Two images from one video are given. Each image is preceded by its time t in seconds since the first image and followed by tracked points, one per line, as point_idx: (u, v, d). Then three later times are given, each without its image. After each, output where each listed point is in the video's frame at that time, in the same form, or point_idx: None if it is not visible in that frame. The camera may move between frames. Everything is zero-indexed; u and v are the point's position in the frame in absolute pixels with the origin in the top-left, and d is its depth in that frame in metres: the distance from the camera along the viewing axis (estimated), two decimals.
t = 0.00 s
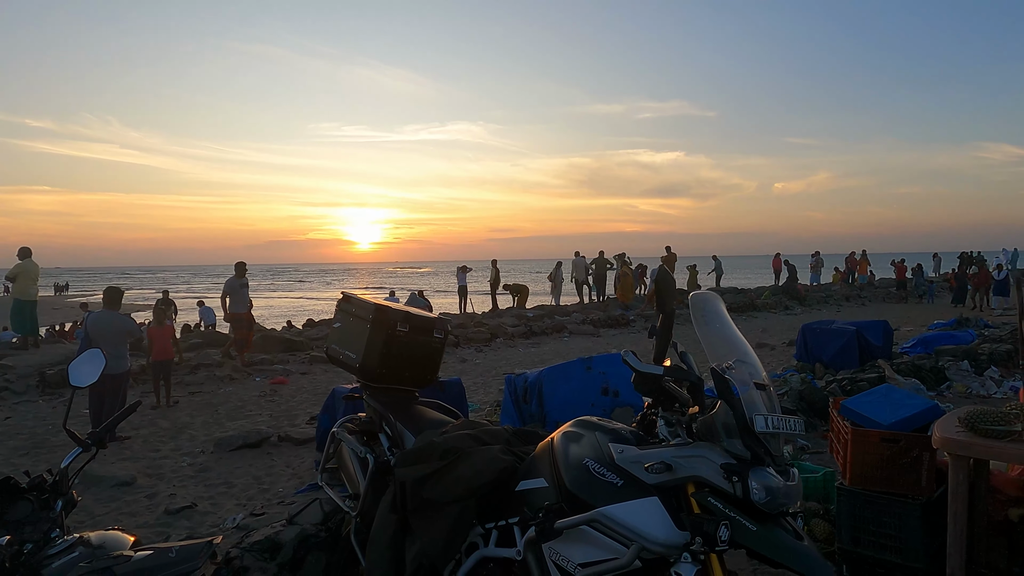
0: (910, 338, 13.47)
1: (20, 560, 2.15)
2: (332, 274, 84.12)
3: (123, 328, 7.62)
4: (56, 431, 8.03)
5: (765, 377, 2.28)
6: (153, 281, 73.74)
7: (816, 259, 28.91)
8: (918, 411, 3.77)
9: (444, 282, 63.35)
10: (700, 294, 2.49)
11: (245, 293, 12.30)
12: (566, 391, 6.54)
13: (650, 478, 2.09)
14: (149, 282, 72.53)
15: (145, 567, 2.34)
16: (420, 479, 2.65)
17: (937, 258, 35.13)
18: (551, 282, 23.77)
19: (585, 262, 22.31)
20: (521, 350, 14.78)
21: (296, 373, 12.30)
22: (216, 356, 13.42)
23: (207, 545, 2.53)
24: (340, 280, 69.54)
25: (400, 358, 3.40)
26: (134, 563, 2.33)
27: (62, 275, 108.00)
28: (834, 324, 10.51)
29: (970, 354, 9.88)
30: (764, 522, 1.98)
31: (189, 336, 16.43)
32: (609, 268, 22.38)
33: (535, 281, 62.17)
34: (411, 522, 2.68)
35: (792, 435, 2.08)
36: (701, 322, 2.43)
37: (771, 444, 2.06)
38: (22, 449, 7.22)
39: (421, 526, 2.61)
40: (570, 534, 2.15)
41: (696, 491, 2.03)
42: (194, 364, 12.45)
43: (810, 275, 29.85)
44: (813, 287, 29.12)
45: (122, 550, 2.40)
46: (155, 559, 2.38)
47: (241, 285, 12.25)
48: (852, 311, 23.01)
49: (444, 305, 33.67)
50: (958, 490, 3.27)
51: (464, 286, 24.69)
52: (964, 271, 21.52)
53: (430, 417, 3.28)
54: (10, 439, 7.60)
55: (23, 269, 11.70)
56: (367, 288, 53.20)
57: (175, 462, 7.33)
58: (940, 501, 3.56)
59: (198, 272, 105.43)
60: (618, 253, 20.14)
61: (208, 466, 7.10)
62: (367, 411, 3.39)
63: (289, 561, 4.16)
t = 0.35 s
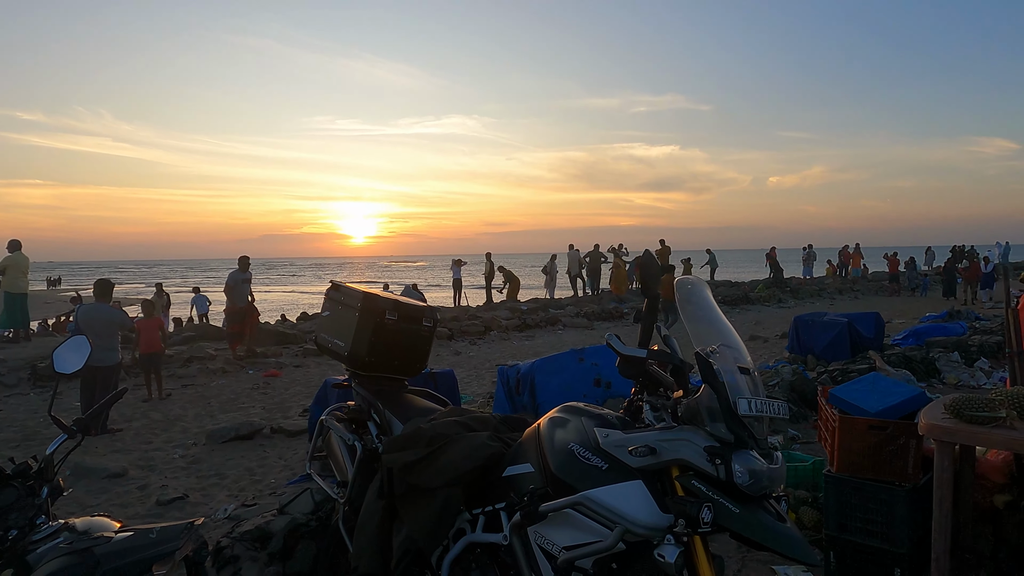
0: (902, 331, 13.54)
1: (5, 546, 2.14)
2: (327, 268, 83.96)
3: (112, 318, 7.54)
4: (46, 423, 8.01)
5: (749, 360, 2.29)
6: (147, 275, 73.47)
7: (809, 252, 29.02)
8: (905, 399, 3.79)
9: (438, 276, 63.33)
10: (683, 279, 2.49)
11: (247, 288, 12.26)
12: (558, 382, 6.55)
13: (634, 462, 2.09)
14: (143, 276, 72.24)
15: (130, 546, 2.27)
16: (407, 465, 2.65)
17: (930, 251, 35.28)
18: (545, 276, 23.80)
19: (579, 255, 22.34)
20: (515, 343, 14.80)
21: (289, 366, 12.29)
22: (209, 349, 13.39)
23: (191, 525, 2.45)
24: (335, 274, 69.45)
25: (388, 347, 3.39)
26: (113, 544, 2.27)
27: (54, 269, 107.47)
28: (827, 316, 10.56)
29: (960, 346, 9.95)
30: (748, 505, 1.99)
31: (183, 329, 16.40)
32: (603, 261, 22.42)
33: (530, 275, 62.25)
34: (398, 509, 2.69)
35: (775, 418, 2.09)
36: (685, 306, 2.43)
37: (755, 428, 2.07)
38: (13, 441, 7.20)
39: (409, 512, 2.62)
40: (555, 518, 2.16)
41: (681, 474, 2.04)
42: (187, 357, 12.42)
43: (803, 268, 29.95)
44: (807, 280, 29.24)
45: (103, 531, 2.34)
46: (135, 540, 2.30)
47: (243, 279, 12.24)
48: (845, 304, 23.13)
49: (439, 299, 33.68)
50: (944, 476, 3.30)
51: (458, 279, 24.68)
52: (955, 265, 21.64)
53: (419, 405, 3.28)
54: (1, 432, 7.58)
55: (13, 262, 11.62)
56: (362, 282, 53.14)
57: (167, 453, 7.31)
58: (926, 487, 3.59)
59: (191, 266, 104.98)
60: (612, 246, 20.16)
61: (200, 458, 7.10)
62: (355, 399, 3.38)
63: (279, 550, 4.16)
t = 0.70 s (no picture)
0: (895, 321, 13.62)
1: None
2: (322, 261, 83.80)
3: (103, 310, 7.51)
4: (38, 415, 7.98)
5: (734, 343, 2.30)
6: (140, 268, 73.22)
7: (803, 245, 29.11)
8: (892, 385, 3.81)
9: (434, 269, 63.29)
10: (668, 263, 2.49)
11: (253, 280, 12.24)
12: (551, 372, 6.56)
13: (618, 444, 2.10)
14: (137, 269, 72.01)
15: (105, 526, 2.23)
16: (394, 450, 2.65)
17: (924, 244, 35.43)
18: (540, 268, 23.81)
19: (574, 247, 22.36)
20: (509, 335, 14.83)
21: (283, 358, 12.28)
22: (202, 341, 13.36)
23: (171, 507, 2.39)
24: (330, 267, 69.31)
25: (377, 334, 3.38)
26: (91, 523, 2.22)
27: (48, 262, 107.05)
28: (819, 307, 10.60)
29: (952, 336, 10.01)
30: (731, 487, 1.99)
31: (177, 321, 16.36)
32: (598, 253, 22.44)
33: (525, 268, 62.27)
34: (385, 493, 2.68)
35: (759, 401, 2.10)
36: (670, 290, 2.43)
37: (739, 410, 2.08)
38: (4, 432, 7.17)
39: (395, 497, 2.62)
40: (540, 500, 2.16)
41: (665, 456, 2.04)
42: (180, 349, 12.39)
43: (797, 261, 30.03)
44: (801, 272, 29.34)
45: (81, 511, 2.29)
46: (113, 520, 2.25)
47: (249, 270, 12.23)
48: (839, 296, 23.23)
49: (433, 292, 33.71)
50: (930, 461, 3.32)
51: (452, 272, 24.66)
52: (948, 257, 21.74)
53: (408, 392, 3.27)
54: None
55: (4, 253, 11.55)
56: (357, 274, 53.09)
57: (159, 444, 7.30)
58: (913, 473, 3.62)
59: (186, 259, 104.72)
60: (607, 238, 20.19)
61: (192, 448, 7.09)
62: (344, 386, 3.38)
63: (269, 538, 4.17)
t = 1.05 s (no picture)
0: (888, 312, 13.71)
1: None
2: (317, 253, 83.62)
3: (94, 300, 7.48)
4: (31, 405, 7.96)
5: (719, 326, 2.31)
6: (135, 260, 72.95)
7: (799, 237, 29.22)
8: (881, 372, 3.83)
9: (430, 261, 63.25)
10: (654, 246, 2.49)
11: (254, 271, 12.09)
12: (544, 361, 6.58)
13: (603, 426, 2.11)
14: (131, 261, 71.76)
15: (88, 504, 2.20)
16: (382, 435, 2.66)
17: (919, 236, 35.55)
18: (536, 260, 23.83)
19: (570, 239, 22.38)
20: (505, 326, 14.86)
21: (278, 348, 12.28)
22: (197, 332, 13.35)
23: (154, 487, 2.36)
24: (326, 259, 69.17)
25: (366, 320, 3.39)
26: (72, 501, 2.20)
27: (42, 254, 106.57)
28: (812, 298, 10.65)
29: (943, 326, 10.10)
30: (715, 468, 2.01)
31: (171, 312, 16.34)
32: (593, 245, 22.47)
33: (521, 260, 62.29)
34: (373, 478, 2.69)
35: (743, 383, 2.11)
36: (656, 273, 2.43)
37: (723, 392, 2.09)
38: None
39: (383, 480, 2.63)
40: (525, 482, 2.17)
41: (650, 438, 2.05)
42: (174, 339, 12.37)
43: (792, 252, 30.14)
44: (796, 264, 29.45)
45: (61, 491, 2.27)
46: (94, 500, 2.22)
47: (250, 262, 12.08)
48: (833, 288, 23.33)
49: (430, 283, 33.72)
50: (916, 446, 3.34)
51: (448, 263, 24.65)
52: (941, 248, 21.85)
53: (397, 378, 3.28)
54: None
55: None
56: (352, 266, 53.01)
57: (152, 433, 7.30)
58: (900, 459, 3.64)
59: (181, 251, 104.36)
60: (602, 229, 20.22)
61: (186, 437, 7.09)
62: (334, 372, 3.39)
63: (261, 525, 4.18)
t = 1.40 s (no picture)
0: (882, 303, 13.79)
1: None
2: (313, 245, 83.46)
3: (88, 289, 7.44)
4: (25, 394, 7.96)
5: (709, 307, 2.33)
6: (131, 252, 72.77)
7: (794, 229, 29.30)
8: (871, 357, 3.86)
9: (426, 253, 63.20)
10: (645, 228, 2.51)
11: (256, 268, 11.93)
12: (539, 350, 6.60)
13: (592, 405, 2.13)
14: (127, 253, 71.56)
15: (80, 477, 2.11)
16: (375, 416, 2.68)
17: (913, 228, 35.68)
18: (532, 251, 23.84)
19: (566, 230, 22.38)
20: (501, 316, 14.89)
21: (274, 339, 12.29)
22: (192, 322, 13.33)
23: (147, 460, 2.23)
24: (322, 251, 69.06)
25: (360, 305, 3.40)
26: (65, 474, 2.13)
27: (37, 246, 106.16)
28: (807, 288, 10.69)
29: (936, 316, 10.18)
30: (702, 446, 2.03)
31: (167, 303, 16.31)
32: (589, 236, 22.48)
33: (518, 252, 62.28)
34: (366, 459, 2.71)
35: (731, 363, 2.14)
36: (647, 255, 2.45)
37: (711, 371, 2.12)
38: None
39: (376, 462, 2.65)
40: (515, 460, 2.19)
41: (638, 417, 2.07)
42: (169, 330, 12.36)
43: (788, 244, 30.21)
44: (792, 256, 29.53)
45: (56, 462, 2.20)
46: (86, 473, 2.13)
47: (252, 259, 11.90)
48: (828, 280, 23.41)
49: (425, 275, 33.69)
50: (904, 429, 3.37)
51: (444, 255, 24.63)
52: (936, 240, 21.95)
53: (390, 362, 3.30)
54: None
55: None
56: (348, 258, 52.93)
57: (148, 422, 7.32)
58: (889, 443, 3.68)
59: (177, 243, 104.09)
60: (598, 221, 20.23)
61: (181, 426, 7.11)
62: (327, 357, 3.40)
63: (255, 510, 4.20)
